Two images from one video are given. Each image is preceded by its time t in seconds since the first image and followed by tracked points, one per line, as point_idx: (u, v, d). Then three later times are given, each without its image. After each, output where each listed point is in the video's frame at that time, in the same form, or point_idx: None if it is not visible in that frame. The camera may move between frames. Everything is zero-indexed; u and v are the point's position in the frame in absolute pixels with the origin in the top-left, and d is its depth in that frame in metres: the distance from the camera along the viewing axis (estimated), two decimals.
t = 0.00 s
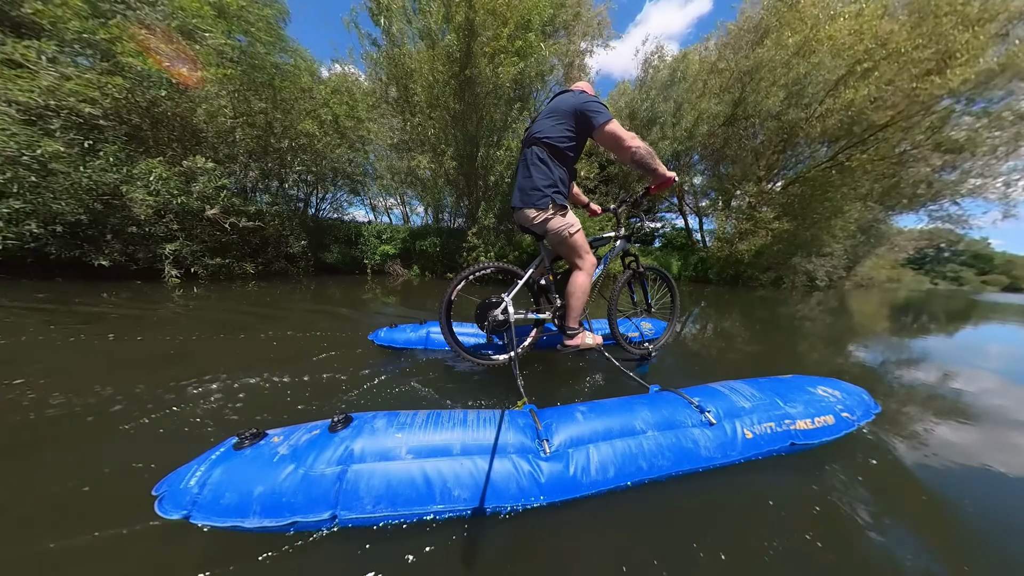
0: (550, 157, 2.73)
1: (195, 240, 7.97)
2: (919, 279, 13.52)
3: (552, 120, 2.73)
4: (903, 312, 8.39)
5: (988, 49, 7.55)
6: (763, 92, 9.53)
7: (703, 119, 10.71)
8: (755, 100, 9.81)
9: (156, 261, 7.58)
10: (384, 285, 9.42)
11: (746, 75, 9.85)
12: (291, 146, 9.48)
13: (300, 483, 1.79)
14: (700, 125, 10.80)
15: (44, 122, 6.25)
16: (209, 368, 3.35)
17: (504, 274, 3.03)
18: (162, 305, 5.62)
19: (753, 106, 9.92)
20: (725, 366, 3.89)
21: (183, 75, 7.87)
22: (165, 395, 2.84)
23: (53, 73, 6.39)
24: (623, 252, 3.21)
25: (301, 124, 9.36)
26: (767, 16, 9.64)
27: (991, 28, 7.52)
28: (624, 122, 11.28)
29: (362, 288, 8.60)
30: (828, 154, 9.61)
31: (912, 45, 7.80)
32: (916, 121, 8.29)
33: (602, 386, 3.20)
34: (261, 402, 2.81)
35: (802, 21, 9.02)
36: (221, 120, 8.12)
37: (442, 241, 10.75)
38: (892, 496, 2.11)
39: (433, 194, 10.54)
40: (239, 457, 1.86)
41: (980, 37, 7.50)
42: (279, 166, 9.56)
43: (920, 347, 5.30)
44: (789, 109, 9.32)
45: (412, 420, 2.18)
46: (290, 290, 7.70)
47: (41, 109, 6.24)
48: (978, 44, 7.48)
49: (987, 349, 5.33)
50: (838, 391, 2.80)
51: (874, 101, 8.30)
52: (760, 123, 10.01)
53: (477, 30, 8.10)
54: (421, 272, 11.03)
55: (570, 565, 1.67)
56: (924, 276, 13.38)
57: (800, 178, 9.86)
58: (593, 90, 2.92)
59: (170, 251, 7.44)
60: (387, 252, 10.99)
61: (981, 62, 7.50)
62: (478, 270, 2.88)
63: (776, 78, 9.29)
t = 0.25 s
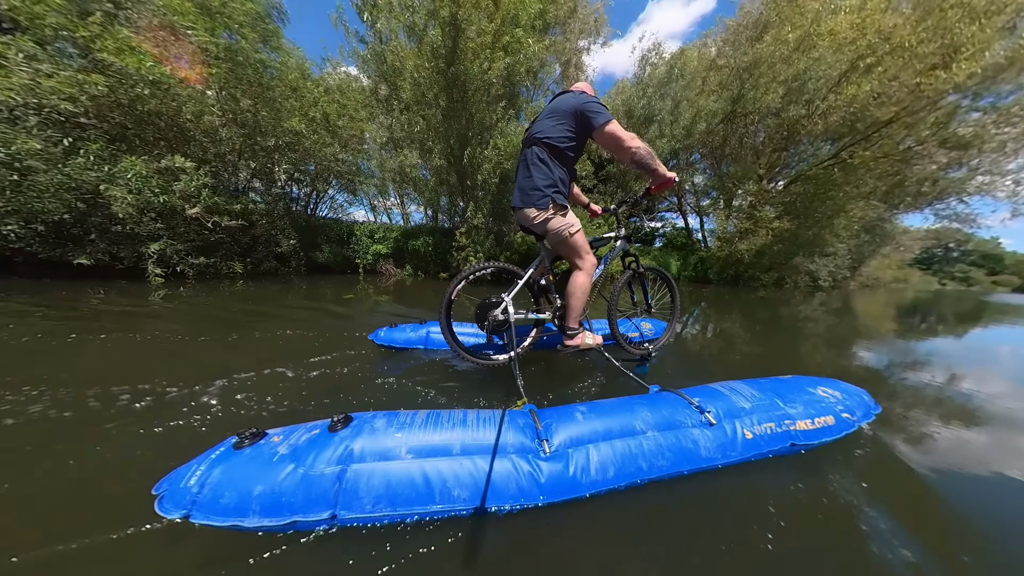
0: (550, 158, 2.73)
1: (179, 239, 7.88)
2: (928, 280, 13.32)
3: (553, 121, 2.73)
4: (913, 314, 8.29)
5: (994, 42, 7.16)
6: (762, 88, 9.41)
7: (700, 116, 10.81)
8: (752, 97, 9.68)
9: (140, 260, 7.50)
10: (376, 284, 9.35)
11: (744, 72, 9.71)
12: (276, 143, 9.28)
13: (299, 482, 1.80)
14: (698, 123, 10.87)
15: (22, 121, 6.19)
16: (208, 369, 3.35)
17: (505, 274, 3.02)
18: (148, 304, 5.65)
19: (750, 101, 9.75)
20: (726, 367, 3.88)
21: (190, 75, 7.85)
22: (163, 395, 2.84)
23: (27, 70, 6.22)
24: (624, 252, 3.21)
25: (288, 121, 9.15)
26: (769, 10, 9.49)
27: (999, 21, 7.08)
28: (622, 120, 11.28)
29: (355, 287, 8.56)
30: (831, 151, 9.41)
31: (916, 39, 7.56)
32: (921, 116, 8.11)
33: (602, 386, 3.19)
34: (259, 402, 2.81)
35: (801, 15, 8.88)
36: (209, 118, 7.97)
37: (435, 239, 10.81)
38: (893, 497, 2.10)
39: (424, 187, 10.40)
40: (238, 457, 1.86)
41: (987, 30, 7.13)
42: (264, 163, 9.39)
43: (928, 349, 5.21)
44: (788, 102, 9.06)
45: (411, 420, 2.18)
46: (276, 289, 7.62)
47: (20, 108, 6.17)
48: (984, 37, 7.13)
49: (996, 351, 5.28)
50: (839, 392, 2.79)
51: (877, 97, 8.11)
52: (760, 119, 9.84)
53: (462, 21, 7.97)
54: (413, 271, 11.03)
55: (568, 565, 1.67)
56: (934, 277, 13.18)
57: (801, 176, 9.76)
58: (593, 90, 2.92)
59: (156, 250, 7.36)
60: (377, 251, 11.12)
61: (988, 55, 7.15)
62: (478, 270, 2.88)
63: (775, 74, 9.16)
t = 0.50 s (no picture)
0: (550, 158, 2.73)
1: (162, 238, 7.82)
2: (940, 281, 13.04)
3: (552, 121, 2.73)
4: (922, 316, 8.18)
5: (1004, 33, 6.83)
6: (760, 84, 9.36)
7: (698, 111, 10.75)
8: (751, 93, 9.60)
9: (121, 261, 7.40)
10: (367, 284, 9.29)
11: (743, 67, 9.74)
12: (262, 142, 9.17)
13: (299, 483, 1.80)
14: (696, 120, 10.82)
15: None
16: (208, 369, 3.36)
17: (505, 274, 3.02)
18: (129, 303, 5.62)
19: (749, 97, 9.69)
20: (728, 368, 3.87)
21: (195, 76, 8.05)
22: (164, 396, 2.85)
23: None
24: (624, 252, 3.20)
25: (274, 118, 9.03)
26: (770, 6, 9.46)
27: (1009, 12, 6.71)
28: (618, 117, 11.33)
29: (346, 287, 8.52)
30: (835, 149, 9.21)
31: (922, 32, 7.28)
32: (926, 112, 7.83)
33: (602, 386, 3.19)
34: (259, 403, 2.82)
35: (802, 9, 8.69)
36: (195, 116, 7.99)
37: (427, 239, 10.94)
38: (895, 498, 2.09)
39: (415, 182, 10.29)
40: (238, 457, 1.87)
41: (995, 22, 6.79)
42: (252, 161, 9.30)
43: (938, 352, 5.15)
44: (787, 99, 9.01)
45: (412, 420, 2.18)
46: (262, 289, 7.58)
47: None
48: (993, 29, 6.81)
49: (1009, 354, 5.21)
50: (840, 393, 2.78)
51: (880, 91, 7.90)
52: (761, 116, 9.73)
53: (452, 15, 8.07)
54: (405, 271, 11.06)
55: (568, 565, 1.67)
56: (947, 278, 12.89)
57: (803, 175, 9.64)
58: (592, 89, 2.91)
59: (135, 249, 7.29)
60: (369, 250, 11.22)
61: (997, 47, 6.83)
62: (478, 270, 2.88)
63: (774, 70, 9.13)
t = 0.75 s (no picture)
0: (549, 158, 2.73)
1: (148, 238, 7.82)
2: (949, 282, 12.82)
3: (552, 122, 2.73)
4: (933, 317, 8.11)
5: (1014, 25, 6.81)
6: (759, 80, 9.35)
7: (695, 109, 10.64)
8: (750, 89, 9.56)
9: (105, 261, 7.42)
10: (359, 285, 9.25)
11: (743, 63, 9.71)
12: (250, 141, 9.07)
13: (300, 483, 1.80)
14: (694, 117, 10.72)
15: None
16: (209, 370, 3.37)
17: (505, 274, 3.02)
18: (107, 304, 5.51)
19: (748, 94, 9.65)
20: (728, 368, 3.86)
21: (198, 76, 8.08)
22: (165, 397, 2.87)
23: None
24: (624, 252, 3.20)
25: (261, 117, 8.91)
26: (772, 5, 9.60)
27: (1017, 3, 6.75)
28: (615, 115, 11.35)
29: (337, 288, 8.48)
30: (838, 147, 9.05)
31: (929, 26, 7.28)
32: (933, 107, 7.76)
33: (601, 386, 3.18)
34: (259, 403, 2.83)
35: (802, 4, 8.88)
36: (183, 116, 7.94)
37: (418, 238, 10.73)
38: (897, 497, 2.08)
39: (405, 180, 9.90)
40: (239, 458, 1.87)
41: (1005, 13, 6.79)
42: (240, 162, 9.19)
43: (947, 354, 5.12)
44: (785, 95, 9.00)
45: (412, 421, 2.18)
46: (253, 289, 7.52)
47: None
48: (1002, 21, 6.80)
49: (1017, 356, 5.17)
50: (840, 392, 2.77)
51: (885, 86, 7.86)
52: (761, 113, 9.68)
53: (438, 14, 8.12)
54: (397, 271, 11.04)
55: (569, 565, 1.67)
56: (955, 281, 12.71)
57: (804, 169, 9.54)
58: (591, 89, 2.91)
59: (119, 249, 7.30)
60: (360, 250, 11.25)
61: (1006, 39, 6.79)
62: (478, 271, 2.88)
63: (773, 65, 9.15)
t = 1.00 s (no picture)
0: (549, 157, 2.73)
1: (132, 237, 7.82)
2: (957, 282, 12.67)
3: (551, 120, 2.72)
4: (944, 319, 8.03)
5: None
6: (758, 75, 9.31)
7: (692, 106, 10.50)
8: (749, 84, 9.50)
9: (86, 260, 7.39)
10: (352, 285, 9.21)
11: (741, 59, 9.65)
12: (235, 139, 8.86)
13: (300, 481, 1.81)
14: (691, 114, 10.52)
15: None
16: (208, 369, 3.38)
17: (504, 274, 3.02)
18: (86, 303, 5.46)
19: (747, 89, 9.61)
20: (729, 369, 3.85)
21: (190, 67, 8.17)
22: (164, 397, 2.87)
23: None
24: (624, 251, 3.19)
25: (247, 115, 8.78)
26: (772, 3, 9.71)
27: None
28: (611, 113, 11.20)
29: (328, 288, 8.44)
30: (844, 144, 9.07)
31: (935, 17, 7.24)
32: (939, 101, 7.62)
33: (601, 385, 3.18)
34: (258, 403, 2.83)
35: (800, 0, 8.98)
36: (171, 116, 7.86)
37: (409, 238, 10.76)
38: (897, 496, 2.07)
39: (395, 178, 9.70)
40: (239, 456, 1.88)
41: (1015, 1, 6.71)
42: (227, 161, 9.05)
43: (957, 357, 5.09)
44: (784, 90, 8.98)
45: (412, 419, 2.19)
46: (241, 289, 7.46)
47: None
48: (1012, 10, 6.70)
49: None
50: (839, 391, 2.76)
51: (889, 80, 7.80)
52: (760, 110, 9.62)
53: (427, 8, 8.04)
54: (390, 270, 10.98)
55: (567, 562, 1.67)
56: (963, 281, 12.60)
57: (807, 169, 9.54)
58: (591, 87, 2.90)
59: (101, 249, 7.26)
60: (352, 249, 11.26)
61: (1017, 29, 6.66)
62: (477, 270, 2.87)
63: (773, 60, 9.11)
